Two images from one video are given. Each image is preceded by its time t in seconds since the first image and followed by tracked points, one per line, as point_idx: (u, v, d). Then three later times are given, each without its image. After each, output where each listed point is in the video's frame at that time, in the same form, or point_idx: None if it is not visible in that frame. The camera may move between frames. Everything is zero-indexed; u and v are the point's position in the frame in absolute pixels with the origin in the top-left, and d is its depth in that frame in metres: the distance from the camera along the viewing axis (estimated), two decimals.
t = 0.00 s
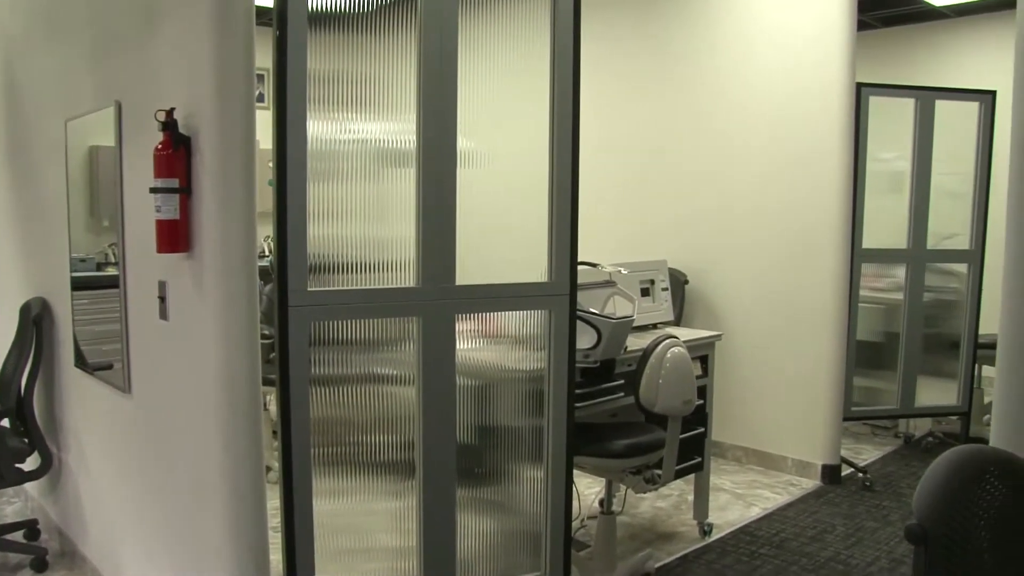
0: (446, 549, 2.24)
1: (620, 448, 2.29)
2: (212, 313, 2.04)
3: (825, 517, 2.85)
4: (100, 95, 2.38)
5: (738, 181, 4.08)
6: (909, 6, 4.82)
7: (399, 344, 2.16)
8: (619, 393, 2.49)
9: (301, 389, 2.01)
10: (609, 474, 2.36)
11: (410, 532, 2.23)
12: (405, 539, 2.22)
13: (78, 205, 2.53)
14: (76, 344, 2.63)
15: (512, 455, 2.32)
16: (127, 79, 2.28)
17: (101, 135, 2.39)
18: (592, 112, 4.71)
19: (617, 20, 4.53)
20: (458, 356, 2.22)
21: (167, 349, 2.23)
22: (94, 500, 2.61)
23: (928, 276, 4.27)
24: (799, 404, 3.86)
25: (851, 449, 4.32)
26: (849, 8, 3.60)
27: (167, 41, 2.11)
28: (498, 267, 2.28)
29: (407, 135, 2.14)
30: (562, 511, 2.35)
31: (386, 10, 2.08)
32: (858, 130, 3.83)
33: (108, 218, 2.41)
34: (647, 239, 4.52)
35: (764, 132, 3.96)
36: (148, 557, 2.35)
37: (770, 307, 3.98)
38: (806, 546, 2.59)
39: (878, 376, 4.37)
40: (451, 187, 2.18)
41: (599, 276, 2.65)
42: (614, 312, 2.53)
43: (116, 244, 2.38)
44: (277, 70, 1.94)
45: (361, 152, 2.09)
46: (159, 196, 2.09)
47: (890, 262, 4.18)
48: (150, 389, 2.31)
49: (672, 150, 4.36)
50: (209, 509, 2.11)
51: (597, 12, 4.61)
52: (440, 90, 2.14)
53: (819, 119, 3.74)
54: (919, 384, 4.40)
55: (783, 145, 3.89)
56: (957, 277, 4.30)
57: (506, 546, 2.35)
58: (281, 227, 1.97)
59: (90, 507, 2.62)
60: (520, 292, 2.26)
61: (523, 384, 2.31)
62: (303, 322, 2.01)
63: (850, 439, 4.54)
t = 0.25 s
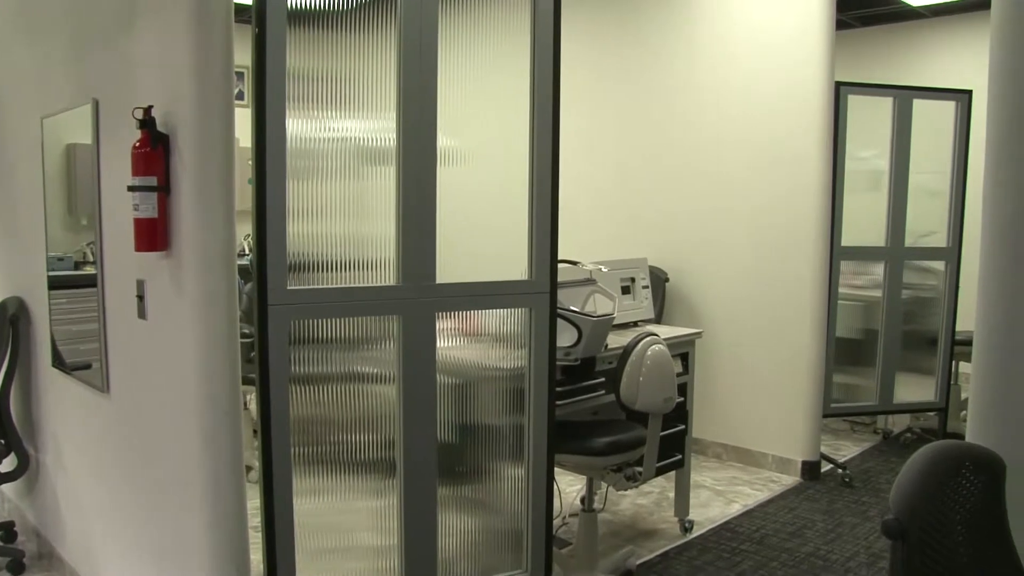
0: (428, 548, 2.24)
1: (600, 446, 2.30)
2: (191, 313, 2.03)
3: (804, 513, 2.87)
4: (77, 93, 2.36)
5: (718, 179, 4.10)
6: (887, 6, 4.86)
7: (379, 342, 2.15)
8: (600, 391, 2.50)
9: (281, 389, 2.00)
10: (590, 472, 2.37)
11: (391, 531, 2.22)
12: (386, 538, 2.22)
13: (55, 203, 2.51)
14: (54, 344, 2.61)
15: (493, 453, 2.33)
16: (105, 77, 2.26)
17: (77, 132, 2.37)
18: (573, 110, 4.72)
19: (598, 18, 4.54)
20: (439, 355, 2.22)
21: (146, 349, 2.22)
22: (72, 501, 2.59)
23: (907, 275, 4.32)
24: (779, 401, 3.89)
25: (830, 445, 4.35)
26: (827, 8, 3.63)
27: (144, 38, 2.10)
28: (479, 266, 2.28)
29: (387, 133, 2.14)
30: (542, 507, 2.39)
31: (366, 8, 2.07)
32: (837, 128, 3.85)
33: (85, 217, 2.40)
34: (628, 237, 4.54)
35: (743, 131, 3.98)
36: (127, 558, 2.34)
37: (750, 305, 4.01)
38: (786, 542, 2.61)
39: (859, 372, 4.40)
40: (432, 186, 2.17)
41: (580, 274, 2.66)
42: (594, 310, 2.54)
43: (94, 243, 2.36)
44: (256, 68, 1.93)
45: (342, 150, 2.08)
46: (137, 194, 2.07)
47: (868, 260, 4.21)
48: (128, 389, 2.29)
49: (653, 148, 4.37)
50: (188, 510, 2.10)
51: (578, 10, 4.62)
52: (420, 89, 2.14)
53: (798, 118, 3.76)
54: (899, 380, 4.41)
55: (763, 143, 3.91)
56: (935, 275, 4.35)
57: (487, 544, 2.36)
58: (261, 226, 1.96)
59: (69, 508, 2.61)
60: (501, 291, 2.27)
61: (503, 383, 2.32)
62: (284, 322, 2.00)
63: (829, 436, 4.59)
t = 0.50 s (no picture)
0: (405, 546, 2.24)
1: (578, 444, 2.31)
2: (167, 313, 2.01)
3: (781, 509, 2.90)
4: (50, 90, 2.35)
5: (696, 178, 4.12)
6: (863, 6, 4.90)
7: (356, 341, 2.15)
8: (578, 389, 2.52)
9: (258, 388, 1.99)
10: (568, 469, 2.38)
11: (369, 530, 2.22)
12: (364, 537, 2.22)
13: (28, 200, 2.49)
14: (27, 345, 2.59)
15: (471, 452, 2.33)
16: (78, 74, 2.25)
17: (50, 130, 2.36)
18: (551, 109, 4.73)
19: (575, 17, 4.55)
20: (416, 354, 2.22)
21: (121, 349, 2.20)
22: (48, 503, 2.57)
23: (883, 272, 4.36)
24: (755, 398, 3.92)
25: (808, 442, 4.39)
26: (803, 7, 3.65)
27: (118, 35, 2.08)
28: (456, 264, 2.28)
29: (364, 132, 2.13)
30: (520, 505, 2.39)
31: (342, 6, 2.06)
32: (813, 127, 3.88)
33: (59, 215, 2.38)
34: (607, 235, 4.55)
35: (720, 130, 4.00)
36: (102, 559, 2.32)
37: (727, 302, 4.03)
38: (763, 538, 2.64)
39: (836, 368, 4.43)
40: (408, 184, 2.17)
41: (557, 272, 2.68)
42: (572, 308, 2.56)
43: (67, 242, 2.34)
44: (231, 65, 1.91)
45: (319, 148, 2.08)
46: (111, 192, 2.06)
47: (843, 258, 4.26)
48: (104, 390, 2.27)
49: (631, 147, 4.38)
50: (165, 511, 2.08)
51: (555, 9, 4.63)
52: (396, 87, 2.14)
53: (774, 117, 3.78)
54: (875, 376, 4.43)
55: (739, 142, 3.93)
56: (910, 272, 4.39)
57: (465, 543, 2.36)
58: (237, 224, 1.95)
59: (45, 510, 2.59)
60: (477, 289, 2.27)
61: (480, 381, 2.32)
62: (260, 321, 1.99)
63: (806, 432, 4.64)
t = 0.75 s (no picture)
0: (386, 546, 2.23)
1: (561, 442, 2.33)
2: (145, 312, 2.00)
3: (761, 506, 2.93)
4: (28, 88, 2.34)
5: (676, 176, 4.13)
6: (840, 6, 4.94)
7: (336, 340, 2.14)
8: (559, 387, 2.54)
9: (237, 388, 1.98)
10: (550, 467, 2.39)
11: (350, 529, 2.21)
12: (345, 537, 2.21)
13: (5, 199, 2.48)
14: (5, 345, 2.58)
15: (451, 450, 2.33)
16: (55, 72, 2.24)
17: (27, 128, 2.34)
18: (532, 107, 4.73)
19: (556, 16, 4.55)
20: (397, 352, 2.22)
21: (99, 348, 2.19)
22: (26, 504, 2.55)
23: (860, 270, 4.39)
24: (735, 395, 3.95)
25: (788, 439, 4.42)
26: (782, 7, 3.67)
27: (95, 32, 2.07)
28: (435, 263, 2.28)
29: (343, 130, 2.13)
30: (501, 504, 2.39)
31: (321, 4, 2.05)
32: (792, 126, 3.91)
33: (36, 214, 2.36)
34: (589, 233, 4.56)
35: (700, 129, 4.02)
36: (82, 560, 2.31)
37: (708, 300, 4.05)
38: (743, 535, 2.66)
39: (814, 366, 4.46)
40: (388, 182, 2.17)
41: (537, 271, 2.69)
42: (552, 306, 2.57)
43: (45, 240, 2.33)
44: (209, 63, 1.90)
45: (298, 147, 2.07)
46: (88, 191, 2.04)
47: (822, 255, 4.31)
48: (82, 390, 2.26)
49: (612, 146, 4.39)
50: (144, 511, 2.06)
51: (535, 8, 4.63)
52: (375, 85, 2.13)
53: (753, 116, 3.81)
54: (853, 373, 4.48)
55: (719, 140, 3.95)
56: (887, 270, 4.42)
57: (447, 542, 2.36)
58: (215, 223, 1.93)
59: (24, 511, 2.57)
60: (457, 287, 2.28)
61: (460, 379, 2.32)
62: (239, 320, 1.98)
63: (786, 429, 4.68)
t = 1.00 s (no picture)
0: (363, 546, 2.23)
1: (539, 440, 2.35)
2: (120, 311, 1.98)
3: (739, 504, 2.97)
4: (2, 85, 2.32)
5: (655, 174, 4.16)
6: (816, 5, 4.98)
7: (313, 340, 2.13)
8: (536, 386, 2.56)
9: (213, 387, 1.97)
10: (527, 466, 2.41)
11: (327, 529, 2.21)
12: (323, 536, 2.20)
13: None
14: None
15: (429, 449, 2.33)
16: (29, 70, 2.22)
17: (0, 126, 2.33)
18: (510, 105, 4.73)
19: (536, 15, 4.55)
20: (374, 351, 2.22)
21: (74, 348, 2.17)
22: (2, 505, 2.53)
23: (836, 268, 4.42)
24: (713, 393, 3.98)
25: (765, 435, 4.47)
26: (758, 6, 3.71)
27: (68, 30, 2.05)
28: (412, 262, 2.28)
29: (320, 129, 2.12)
30: (479, 503, 2.39)
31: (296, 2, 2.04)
32: (769, 125, 3.93)
33: (10, 212, 2.35)
34: (569, 232, 4.57)
35: (677, 127, 4.05)
36: (58, 562, 2.30)
37: (685, 298, 4.08)
38: (721, 532, 2.70)
39: (788, 362, 4.51)
40: (364, 181, 2.16)
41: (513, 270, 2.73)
42: (528, 303, 2.60)
43: (19, 239, 2.31)
44: (183, 61, 1.89)
45: (275, 145, 2.06)
46: (61, 189, 2.02)
47: (799, 252, 4.30)
48: (57, 390, 2.24)
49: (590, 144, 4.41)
50: (119, 512, 2.05)
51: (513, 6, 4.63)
52: (351, 84, 2.12)
53: (730, 115, 3.83)
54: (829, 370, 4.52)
55: (697, 139, 3.97)
56: (863, 267, 4.46)
57: (425, 541, 2.36)
58: (190, 221, 1.92)
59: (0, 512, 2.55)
60: (434, 286, 2.27)
61: (438, 378, 2.32)
62: (214, 319, 1.96)
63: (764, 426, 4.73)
